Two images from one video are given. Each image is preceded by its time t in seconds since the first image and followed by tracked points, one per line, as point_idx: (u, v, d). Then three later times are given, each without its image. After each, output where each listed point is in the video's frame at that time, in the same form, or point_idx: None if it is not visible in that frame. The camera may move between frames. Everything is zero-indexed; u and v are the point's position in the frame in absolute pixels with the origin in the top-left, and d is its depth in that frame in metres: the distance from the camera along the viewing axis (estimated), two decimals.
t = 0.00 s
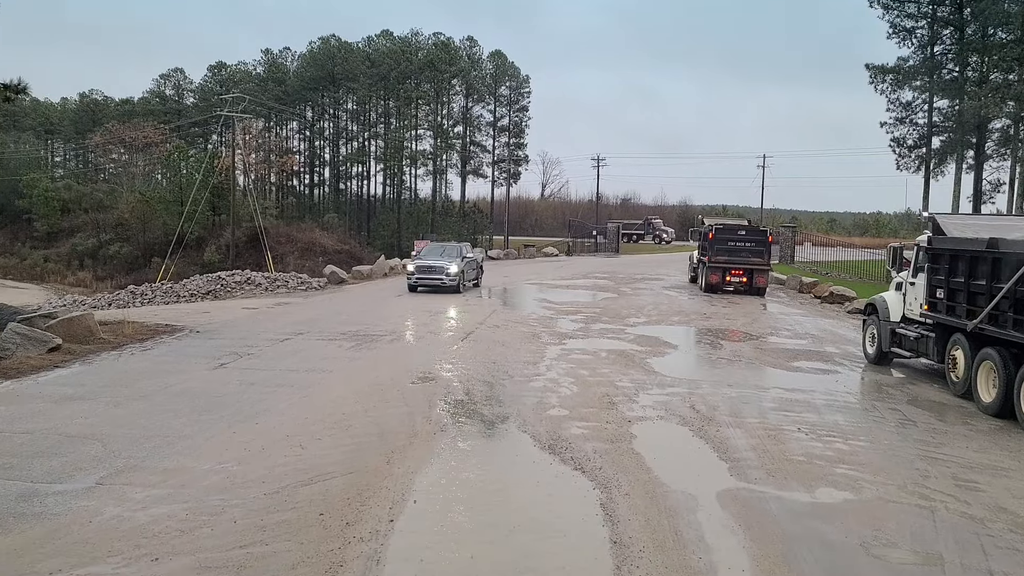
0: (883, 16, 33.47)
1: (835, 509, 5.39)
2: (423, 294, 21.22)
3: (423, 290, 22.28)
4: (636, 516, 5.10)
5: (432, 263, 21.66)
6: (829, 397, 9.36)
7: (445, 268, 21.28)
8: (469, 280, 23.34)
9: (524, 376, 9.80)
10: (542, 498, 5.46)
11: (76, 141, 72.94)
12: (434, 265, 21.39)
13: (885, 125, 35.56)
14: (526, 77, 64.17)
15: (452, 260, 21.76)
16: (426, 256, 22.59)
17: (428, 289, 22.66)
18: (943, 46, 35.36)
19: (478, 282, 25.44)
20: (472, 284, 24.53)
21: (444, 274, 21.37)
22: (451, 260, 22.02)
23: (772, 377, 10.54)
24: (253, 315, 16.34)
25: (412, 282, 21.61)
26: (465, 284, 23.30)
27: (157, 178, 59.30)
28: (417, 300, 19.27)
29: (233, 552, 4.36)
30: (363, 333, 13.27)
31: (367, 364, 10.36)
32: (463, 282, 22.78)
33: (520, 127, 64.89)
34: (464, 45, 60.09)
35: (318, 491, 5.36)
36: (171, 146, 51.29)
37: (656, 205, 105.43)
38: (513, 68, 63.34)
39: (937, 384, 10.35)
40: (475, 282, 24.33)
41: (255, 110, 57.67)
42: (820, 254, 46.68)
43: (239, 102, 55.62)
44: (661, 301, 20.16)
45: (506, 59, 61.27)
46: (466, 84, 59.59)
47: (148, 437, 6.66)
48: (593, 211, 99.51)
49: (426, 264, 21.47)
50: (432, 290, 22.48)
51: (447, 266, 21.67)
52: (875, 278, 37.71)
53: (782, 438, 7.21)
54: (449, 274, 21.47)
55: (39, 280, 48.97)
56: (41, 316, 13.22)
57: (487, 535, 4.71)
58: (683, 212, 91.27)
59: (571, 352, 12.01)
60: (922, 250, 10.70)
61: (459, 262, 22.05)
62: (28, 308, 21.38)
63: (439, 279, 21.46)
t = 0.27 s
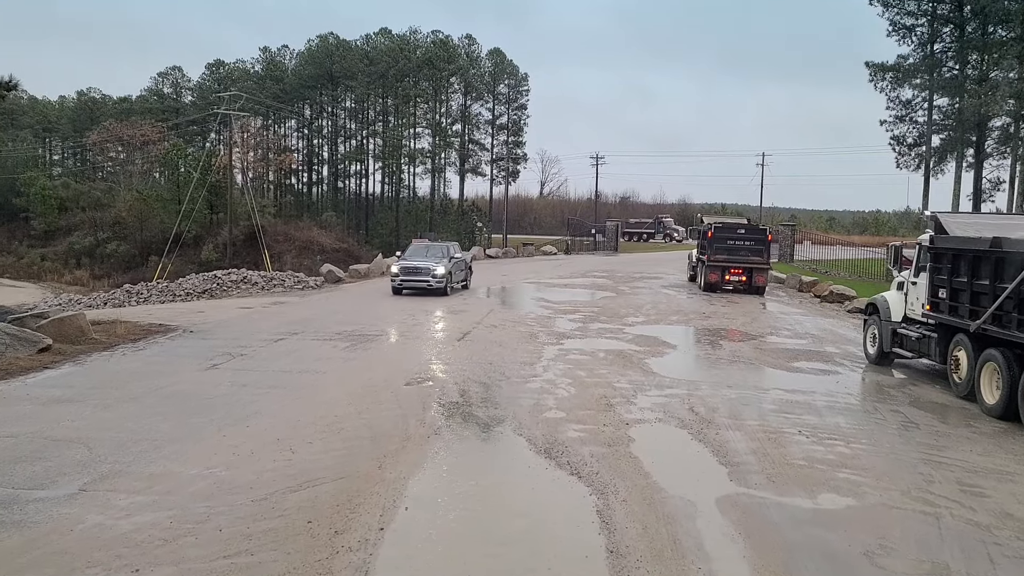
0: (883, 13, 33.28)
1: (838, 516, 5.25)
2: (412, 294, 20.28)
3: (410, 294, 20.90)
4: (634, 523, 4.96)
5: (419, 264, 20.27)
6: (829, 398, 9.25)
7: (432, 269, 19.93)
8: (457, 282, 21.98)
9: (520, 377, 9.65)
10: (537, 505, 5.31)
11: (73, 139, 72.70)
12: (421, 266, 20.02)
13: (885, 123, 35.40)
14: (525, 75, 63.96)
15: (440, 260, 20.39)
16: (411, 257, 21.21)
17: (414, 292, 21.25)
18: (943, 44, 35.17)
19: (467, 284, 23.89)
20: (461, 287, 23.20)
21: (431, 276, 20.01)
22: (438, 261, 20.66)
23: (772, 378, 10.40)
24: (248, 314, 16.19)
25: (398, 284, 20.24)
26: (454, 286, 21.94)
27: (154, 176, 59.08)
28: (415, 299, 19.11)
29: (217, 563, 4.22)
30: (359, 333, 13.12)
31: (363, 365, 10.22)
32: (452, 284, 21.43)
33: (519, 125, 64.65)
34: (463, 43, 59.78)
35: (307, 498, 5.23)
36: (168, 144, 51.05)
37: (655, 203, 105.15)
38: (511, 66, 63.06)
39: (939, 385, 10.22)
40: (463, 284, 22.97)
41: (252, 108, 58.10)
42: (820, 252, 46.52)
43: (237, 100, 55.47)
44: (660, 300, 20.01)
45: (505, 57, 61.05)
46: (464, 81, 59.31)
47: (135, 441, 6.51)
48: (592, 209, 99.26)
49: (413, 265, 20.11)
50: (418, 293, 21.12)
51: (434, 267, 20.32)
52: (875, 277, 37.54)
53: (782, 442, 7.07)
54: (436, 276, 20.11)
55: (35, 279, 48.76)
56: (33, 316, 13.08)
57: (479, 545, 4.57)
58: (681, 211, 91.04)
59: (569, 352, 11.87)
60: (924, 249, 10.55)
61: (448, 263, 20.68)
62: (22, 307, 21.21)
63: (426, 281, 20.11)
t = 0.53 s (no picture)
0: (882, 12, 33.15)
1: (841, 523, 5.10)
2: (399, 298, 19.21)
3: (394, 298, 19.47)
4: (631, 532, 4.81)
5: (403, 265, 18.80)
6: (831, 400, 9.11)
7: (417, 271, 18.47)
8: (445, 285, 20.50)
9: (517, 379, 9.50)
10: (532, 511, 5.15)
11: (71, 138, 72.47)
12: (405, 268, 18.56)
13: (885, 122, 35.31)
14: (523, 74, 63.81)
15: (425, 262, 18.91)
16: (395, 257, 19.73)
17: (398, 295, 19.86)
18: (943, 42, 35.05)
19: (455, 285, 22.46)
20: (449, 289, 21.74)
21: (416, 278, 18.53)
22: (424, 262, 19.18)
23: (773, 380, 10.23)
24: (242, 314, 16.03)
25: (380, 287, 18.86)
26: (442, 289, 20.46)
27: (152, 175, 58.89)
28: (411, 299, 18.93)
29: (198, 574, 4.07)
30: (354, 333, 12.96)
31: (357, 366, 10.07)
32: (439, 287, 19.97)
33: (518, 124, 64.52)
34: (461, 42, 59.61)
35: (295, 505, 5.07)
36: (166, 142, 50.87)
37: (654, 203, 105.01)
38: (510, 65, 62.93)
39: (942, 386, 10.08)
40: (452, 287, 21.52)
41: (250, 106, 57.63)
42: (819, 252, 46.38)
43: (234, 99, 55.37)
44: (659, 300, 19.88)
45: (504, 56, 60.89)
46: (463, 80, 59.15)
47: (121, 445, 6.35)
48: (592, 208, 99.11)
49: (396, 267, 18.63)
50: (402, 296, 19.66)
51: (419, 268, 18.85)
52: (875, 277, 37.39)
53: (783, 445, 6.92)
54: (421, 278, 18.63)
55: (32, 278, 48.56)
56: (24, 315, 12.91)
57: (472, 554, 4.41)
58: (680, 210, 90.89)
59: (566, 353, 11.71)
60: (927, 249, 10.41)
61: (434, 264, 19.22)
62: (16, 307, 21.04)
63: (411, 284, 18.64)
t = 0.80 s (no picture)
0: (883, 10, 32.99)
1: (848, 532, 4.94)
2: (385, 301, 18.12)
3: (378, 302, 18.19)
4: (632, 541, 4.65)
5: (388, 267, 17.56)
6: (835, 402, 8.95)
7: (402, 274, 17.21)
8: (432, 288, 19.24)
9: (515, 380, 9.32)
10: (529, 519, 4.99)
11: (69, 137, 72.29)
12: (390, 270, 17.30)
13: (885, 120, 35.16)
14: (522, 73, 63.63)
15: (411, 264, 17.66)
16: (380, 259, 18.46)
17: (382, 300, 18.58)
18: (944, 41, 34.85)
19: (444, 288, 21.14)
20: (437, 292, 20.44)
21: (401, 281, 17.28)
22: (410, 264, 17.93)
23: (775, 382, 10.05)
24: (238, 314, 15.87)
25: (362, 290, 17.58)
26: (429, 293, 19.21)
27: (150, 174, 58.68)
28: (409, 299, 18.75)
29: None
30: (350, 333, 12.79)
31: (353, 367, 9.91)
32: (426, 290, 18.71)
33: (517, 123, 64.33)
34: (460, 40, 59.40)
35: (285, 514, 4.90)
36: (164, 141, 50.68)
37: (654, 202, 104.87)
38: (509, 63, 62.73)
39: (947, 387, 9.93)
40: (441, 290, 20.23)
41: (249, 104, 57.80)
42: (819, 251, 46.22)
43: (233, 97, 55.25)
44: (659, 300, 19.72)
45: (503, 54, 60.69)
46: (462, 79, 58.96)
47: (108, 449, 6.19)
48: (591, 207, 98.94)
49: (380, 269, 17.37)
50: (386, 300, 18.38)
51: (405, 271, 17.60)
52: (876, 277, 37.22)
53: (787, 450, 6.76)
54: (407, 281, 17.40)
55: (29, 277, 48.36)
56: (16, 316, 12.74)
57: (467, 565, 4.24)
58: (679, 209, 90.71)
59: (566, 354, 11.54)
60: (931, 249, 10.24)
61: (421, 266, 17.98)
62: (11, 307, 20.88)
63: (395, 288, 17.38)
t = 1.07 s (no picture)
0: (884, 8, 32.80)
1: (856, 540, 4.78)
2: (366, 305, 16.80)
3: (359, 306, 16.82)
4: (632, 551, 4.49)
5: (369, 269, 16.16)
6: (838, 404, 8.80)
7: (385, 276, 15.82)
8: (419, 292, 17.85)
9: (513, 381, 9.18)
10: (526, 526, 4.82)
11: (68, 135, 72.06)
12: (372, 272, 15.90)
13: (886, 119, 35.02)
14: (521, 71, 63.44)
15: (394, 265, 16.27)
16: (361, 259, 17.04)
17: (362, 303, 17.15)
18: (946, 39, 34.66)
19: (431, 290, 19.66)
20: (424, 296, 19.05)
21: (384, 284, 15.90)
22: (394, 265, 16.54)
23: (777, 383, 9.89)
24: (234, 313, 15.70)
25: (341, 293, 16.16)
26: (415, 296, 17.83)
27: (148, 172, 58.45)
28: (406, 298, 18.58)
29: None
30: (346, 333, 12.62)
31: (348, 368, 9.74)
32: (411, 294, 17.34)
33: (516, 121, 64.17)
34: (460, 38, 59.16)
35: (272, 523, 4.74)
36: (162, 139, 50.51)
37: (654, 200, 104.70)
38: (509, 62, 62.54)
39: (951, 389, 9.78)
40: (428, 293, 18.85)
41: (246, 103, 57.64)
42: (819, 250, 46.10)
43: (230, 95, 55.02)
44: (659, 299, 19.56)
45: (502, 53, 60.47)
46: (461, 77, 58.76)
47: (94, 453, 6.02)
48: (591, 206, 98.82)
49: (361, 272, 15.96)
50: (367, 303, 16.98)
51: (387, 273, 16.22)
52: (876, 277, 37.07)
53: (790, 453, 6.60)
54: (390, 285, 16.01)
55: (26, 276, 48.16)
56: (7, 315, 12.57)
57: None
58: (679, 208, 90.53)
59: (564, 354, 11.40)
60: (935, 247, 10.10)
61: (406, 267, 16.60)
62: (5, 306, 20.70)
63: (377, 291, 15.98)
